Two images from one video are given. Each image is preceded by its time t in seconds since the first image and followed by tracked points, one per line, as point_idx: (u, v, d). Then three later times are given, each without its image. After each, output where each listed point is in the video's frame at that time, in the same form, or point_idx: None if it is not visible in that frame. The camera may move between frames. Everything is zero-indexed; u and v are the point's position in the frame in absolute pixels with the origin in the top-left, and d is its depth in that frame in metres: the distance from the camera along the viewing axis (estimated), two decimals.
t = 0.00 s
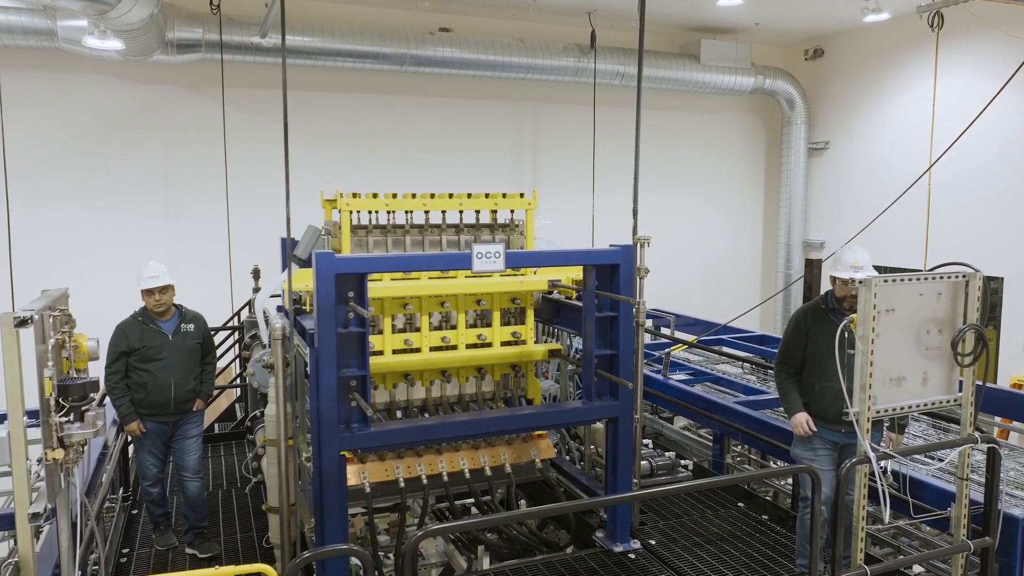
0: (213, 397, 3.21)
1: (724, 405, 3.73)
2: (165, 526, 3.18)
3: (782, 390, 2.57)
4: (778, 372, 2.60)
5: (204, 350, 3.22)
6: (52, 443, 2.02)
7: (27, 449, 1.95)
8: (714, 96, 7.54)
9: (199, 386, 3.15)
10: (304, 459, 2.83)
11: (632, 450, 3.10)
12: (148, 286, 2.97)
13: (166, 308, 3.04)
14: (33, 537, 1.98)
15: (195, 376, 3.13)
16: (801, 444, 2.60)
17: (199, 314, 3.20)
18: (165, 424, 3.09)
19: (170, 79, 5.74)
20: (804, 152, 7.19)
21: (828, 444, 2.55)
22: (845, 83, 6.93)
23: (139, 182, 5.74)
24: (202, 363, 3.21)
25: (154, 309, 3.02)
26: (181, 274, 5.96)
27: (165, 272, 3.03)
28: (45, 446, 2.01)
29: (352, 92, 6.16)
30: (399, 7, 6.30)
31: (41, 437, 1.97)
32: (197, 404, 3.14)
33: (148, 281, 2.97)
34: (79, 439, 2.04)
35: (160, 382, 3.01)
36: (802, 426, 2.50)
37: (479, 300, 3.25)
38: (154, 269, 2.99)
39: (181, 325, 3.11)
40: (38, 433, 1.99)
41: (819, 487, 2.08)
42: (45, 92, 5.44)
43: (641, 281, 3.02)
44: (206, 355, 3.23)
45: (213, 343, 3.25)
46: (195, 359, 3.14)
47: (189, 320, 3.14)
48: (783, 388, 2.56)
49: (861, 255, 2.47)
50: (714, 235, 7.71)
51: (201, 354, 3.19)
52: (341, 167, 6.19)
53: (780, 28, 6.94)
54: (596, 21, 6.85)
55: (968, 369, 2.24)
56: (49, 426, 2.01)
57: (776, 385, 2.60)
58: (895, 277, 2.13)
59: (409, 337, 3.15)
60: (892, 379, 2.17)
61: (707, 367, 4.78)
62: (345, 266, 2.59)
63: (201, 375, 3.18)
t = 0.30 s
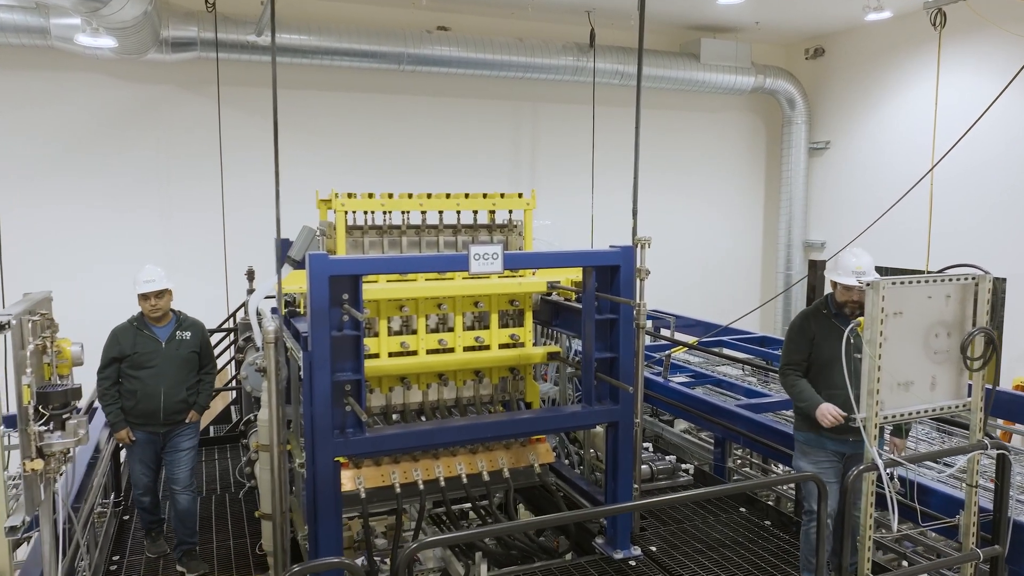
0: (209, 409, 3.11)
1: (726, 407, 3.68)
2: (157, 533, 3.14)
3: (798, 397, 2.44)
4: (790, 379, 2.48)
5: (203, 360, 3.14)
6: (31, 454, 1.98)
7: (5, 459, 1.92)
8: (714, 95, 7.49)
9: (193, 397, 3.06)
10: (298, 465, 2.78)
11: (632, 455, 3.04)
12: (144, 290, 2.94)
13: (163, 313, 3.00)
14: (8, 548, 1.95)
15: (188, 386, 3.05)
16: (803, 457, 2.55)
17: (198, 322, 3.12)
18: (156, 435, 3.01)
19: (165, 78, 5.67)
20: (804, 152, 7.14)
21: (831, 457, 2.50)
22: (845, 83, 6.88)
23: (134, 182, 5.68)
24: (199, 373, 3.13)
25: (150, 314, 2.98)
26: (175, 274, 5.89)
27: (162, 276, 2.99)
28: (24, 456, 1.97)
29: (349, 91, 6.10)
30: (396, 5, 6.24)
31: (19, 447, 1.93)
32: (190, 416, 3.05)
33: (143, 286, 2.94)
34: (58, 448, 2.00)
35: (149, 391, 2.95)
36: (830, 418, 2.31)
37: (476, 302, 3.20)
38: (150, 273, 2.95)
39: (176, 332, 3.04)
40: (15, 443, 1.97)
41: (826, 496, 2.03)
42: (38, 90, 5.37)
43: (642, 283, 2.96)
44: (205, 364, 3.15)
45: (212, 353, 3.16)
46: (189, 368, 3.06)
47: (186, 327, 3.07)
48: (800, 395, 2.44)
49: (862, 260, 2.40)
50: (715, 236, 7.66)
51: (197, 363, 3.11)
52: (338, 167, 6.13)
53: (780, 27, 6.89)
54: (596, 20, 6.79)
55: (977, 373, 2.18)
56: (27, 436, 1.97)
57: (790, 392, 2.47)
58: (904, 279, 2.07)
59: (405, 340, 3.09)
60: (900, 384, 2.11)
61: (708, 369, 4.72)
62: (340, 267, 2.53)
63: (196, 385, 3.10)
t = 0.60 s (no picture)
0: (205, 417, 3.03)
1: (723, 411, 3.63)
2: (142, 541, 3.07)
3: (806, 395, 2.32)
4: (794, 379, 2.38)
5: (198, 366, 3.06)
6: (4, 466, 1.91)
7: None
8: (710, 95, 7.45)
9: (187, 404, 2.99)
10: (286, 471, 2.71)
11: (629, 460, 2.98)
12: (135, 291, 2.87)
13: (155, 316, 2.92)
14: None
15: (182, 393, 2.97)
16: (803, 467, 2.50)
17: (193, 326, 3.05)
18: (148, 443, 2.94)
19: (154, 76, 5.59)
20: (801, 152, 7.10)
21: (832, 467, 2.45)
22: (842, 82, 6.85)
23: (123, 182, 5.60)
24: (194, 380, 3.05)
25: (143, 318, 2.91)
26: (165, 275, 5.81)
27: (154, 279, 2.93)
28: None
29: (342, 90, 6.03)
30: (389, 3, 6.18)
31: None
32: (184, 424, 2.98)
33: (135, 287, 2.89)
34: (33, 459, 1.94)
35: (139, 397, 2.88)
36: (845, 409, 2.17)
37: (470, 304, 3.13)
38: (140, 274, 2.91)
39: (169, 337, 2.98)
40: None
41: (827, 504, 1.98)
42: (25, 89, 5.29)
43: (638, 284, 2.91)
44: (200, 371, 3.07)
45: (207, 358, 3.09)
46: (182, 374, 2.99)
47: (180, 332, 3.01)
48: (809, 394, 2.31)
49: (859, 262, 2.34)
50: (710, 237, 7.62)
51: (192, 369, 3.04)
52: (330, 167, 6.07)
53: (776, 27, 6.85)
54: (591, 18, 6.73)
55: (981, 377, 2.13)
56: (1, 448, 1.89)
57: (797, 391, 2.34)
58: (908, 281, 2.01)
59: (397, 342, 3.03)
60: (903, 389, 2.06)
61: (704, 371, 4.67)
62: (329, 269, 2.47)
63: (190, 392, 3.03)
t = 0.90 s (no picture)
0: (199, 426, 2.96)
1: (720, 414, 3.58)
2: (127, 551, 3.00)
3: (811, 403, 2.27)
4: (797, 386, 2.32)
5: (192, 372, 3.00)
6: None
7: None
8: (705, 94, 7.41)
9: (180, 412, 2.92)
10: (275, 478, 2.64)
11: (625, 465, 2.93)
12: (123, 296, 2.79)
13: (145, 321, 2.86)
14: None
15: (175, 400, 2.91)
16: (805, 476, 2.46)
17: (186, 331, 2.99)
18: (140, 453, 2.88)
19: (143, 75, 5.51)
20: (796, 152, 7.06)
21: (834, 476, 2.42)
22: (837, 82, 6.82)
23: (112, 182, 5.51)
24: (188, 387, 2.99)
25: (132, 323, 2.85)
26: (154, 277, 5.73)
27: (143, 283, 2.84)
28: None
29: (334, 89, 5.97)
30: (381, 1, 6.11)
31: None
32: (178, 434, 2.91)
33: (122, 291, 2.80)
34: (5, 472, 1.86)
35: (130, 405, 2.83)
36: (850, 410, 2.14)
37: (463, 306, 3.07)
38: (128, 278, 2.80)
39: (160, 341, 2.91)
40: None
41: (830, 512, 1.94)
42: (11, 87, 5.20)
43: (634, 286, 2.85)
44: (194, 377, 3.00)
45: (200, 364, 3.02)
46: (175, 382, 2.93)
47: (172, 337, 2.94)
48: (813, 401, 2.26)
49: (860, 265, 2.29)
50: (706, 237, 7.58)
51: (185, 376, 2.97)
52: (322, 166, 6.00)
53: (772, 26, 6.81)
54: (586, 17, 6.68)
55: (985, 381, 2.09)
56: None
57: (800, 399, 2.29)
58: (910, 284, 1.97)
59: (388, 346, 2.98)
60: (906, 394, 2.01)
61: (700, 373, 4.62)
62: (318, 271, 2.40)
63: (184, 400, 2.96)
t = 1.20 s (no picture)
0: (190, 434, 2.89)
1: (717, 417, 3.53)
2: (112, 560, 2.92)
3: (811, 410, 2.24)
4: (798, 393, 2.28)
5: (181, 378, 2.93)
6: None
7: None
8: (700, 94, 7.37)
9: (170, 419, 2.86)
10: (262, 485, 2.58)
11: (621, 471, 2.87)
12: (108, 301, 2.72)
13: (130, 326, 2.79)
14: None
15: (164, 407, 2.84)
16: (808, 485, 2.43)
17: (174, 335, 2.92)
18: (129, 462, 2.81)
19: (131, 74, 5.43)
20: (791, 152, 7.03)
21: (837, 484, 2.40)
22: (833, 81, 6.79)
23: (99, 182, 5.43)
24: (178, 393, 2.92)
25: (117, 328, 2.78)
26: (144, 278, 5.65)
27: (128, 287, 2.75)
28: None
29: (325, 88, 5.90)
30: None
31: None
32: (168, 442, 2.85)
33: (107, 296, 2.73)
34: None
35: (118, 411, 2.76)
36: (851, 414, 2.09)
37: (456, 308, 3.01)
38: (113, 282, 2.73)
39: (148, 346, 2.84)
40: None
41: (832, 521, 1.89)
42: None
43: (630, 288, 2.80)
44: (183, 383, 2.94)
45: (190, 369, 2.95)
46: (164, 387, 2.86)
47: (160, 340, 2.87)
48: (814, 408, 2.23)
49: (865, 269, 2.25)
50: (701, 237, 7.54)
51: (175, 382, 2.91)
52: (314, 166, 5.93)
53: (767, 25, 6.77)
54: (580, 16, 6.63)
55: (989, 385, 2.04)
56: None
57: (801, 406, 2.25)
58: (913, 286, 1.92)
59: (379, 349, 2.91)
60: (909, 398, 1.96)
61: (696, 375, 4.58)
62: (306, 273, 2.34)
63: (174, 407, 2.89)
